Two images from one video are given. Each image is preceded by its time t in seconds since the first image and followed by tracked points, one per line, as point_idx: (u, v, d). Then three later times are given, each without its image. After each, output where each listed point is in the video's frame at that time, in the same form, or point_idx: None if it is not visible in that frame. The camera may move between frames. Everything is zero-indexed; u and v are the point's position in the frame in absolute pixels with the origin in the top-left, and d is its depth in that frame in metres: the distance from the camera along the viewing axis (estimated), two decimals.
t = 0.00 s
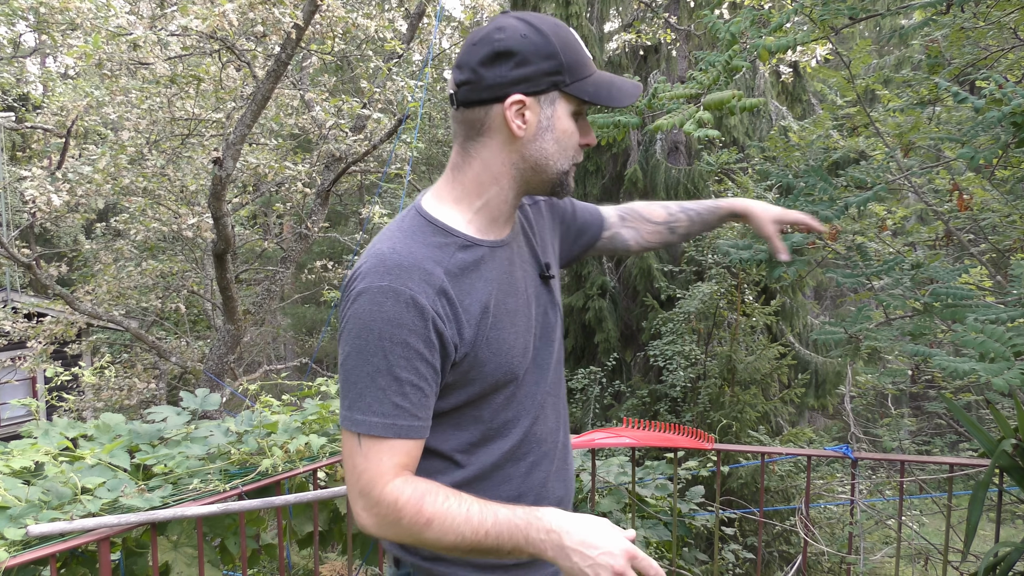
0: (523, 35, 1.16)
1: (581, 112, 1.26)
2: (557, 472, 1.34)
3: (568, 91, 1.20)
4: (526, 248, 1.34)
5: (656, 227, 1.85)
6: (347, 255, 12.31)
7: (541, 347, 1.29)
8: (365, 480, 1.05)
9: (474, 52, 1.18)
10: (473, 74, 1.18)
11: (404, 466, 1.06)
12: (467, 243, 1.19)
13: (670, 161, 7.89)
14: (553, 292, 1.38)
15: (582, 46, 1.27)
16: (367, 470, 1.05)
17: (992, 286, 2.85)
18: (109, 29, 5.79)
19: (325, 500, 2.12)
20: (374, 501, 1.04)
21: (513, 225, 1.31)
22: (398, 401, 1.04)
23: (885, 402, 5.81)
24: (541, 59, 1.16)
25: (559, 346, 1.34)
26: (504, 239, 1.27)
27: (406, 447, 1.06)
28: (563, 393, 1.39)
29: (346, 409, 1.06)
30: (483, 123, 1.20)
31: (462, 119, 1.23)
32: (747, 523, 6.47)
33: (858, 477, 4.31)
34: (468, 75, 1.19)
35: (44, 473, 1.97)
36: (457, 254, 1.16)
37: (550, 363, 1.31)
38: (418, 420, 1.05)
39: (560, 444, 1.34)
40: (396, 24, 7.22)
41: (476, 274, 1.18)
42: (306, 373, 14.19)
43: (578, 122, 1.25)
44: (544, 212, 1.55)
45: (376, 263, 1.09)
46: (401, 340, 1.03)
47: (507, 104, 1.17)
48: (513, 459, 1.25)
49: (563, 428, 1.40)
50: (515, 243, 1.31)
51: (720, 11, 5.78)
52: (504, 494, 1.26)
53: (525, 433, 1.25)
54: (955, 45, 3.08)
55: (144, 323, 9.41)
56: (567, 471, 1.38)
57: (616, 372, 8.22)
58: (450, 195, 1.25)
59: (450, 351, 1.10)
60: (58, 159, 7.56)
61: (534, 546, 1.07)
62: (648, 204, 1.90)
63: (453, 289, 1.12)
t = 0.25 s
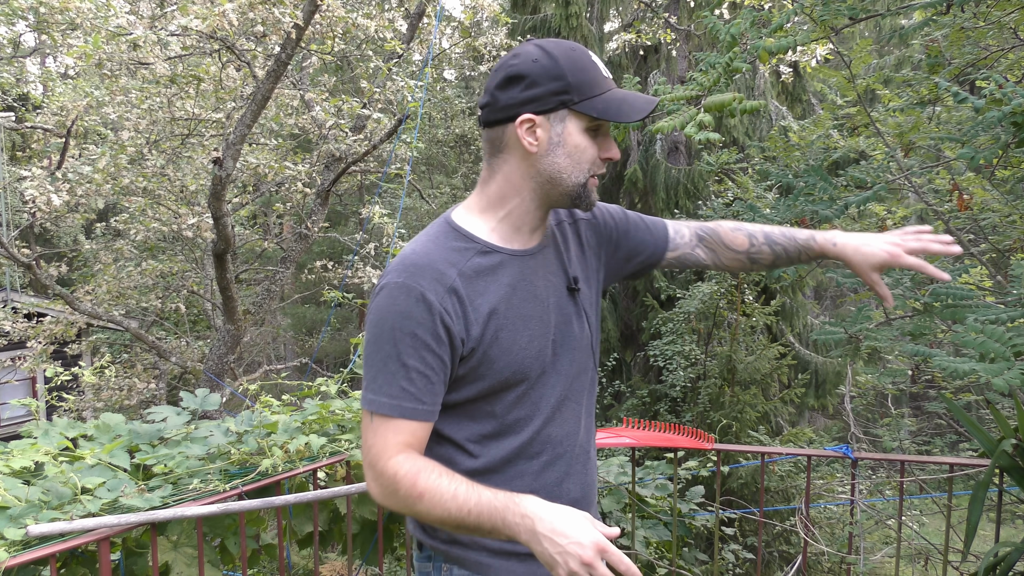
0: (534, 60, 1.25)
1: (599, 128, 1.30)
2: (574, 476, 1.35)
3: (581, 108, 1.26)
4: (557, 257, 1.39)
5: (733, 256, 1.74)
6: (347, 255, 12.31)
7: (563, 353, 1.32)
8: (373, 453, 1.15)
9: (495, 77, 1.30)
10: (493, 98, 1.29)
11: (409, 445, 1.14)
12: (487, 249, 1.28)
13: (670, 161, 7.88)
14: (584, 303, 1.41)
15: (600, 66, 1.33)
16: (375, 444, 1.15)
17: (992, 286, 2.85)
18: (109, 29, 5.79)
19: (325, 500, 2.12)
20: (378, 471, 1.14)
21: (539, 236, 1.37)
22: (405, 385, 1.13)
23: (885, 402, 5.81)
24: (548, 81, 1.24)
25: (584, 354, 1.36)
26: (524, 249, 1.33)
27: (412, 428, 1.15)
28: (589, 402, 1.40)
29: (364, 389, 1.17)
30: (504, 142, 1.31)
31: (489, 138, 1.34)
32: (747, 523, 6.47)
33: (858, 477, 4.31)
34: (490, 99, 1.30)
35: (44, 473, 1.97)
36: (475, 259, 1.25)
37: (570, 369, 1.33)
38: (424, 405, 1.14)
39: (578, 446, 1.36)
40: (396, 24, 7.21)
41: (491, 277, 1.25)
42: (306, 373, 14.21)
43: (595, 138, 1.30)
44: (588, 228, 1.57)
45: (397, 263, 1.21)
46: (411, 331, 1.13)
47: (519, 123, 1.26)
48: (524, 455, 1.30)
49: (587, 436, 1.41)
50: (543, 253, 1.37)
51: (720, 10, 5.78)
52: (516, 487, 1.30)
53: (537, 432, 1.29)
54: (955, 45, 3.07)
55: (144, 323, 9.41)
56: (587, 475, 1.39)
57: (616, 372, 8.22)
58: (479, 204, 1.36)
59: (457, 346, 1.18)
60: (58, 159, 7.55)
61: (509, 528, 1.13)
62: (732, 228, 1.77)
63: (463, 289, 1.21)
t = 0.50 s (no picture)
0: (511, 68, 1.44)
1: (554, 126, 1.38)
2: (567, 470, 1.43)
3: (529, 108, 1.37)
4: (578, 257, 1.48)
5: (772, 281, 1.76)
6: (347, 255, 12.32)
7: (568, 348, 1.41)
8: (382, 413, 1.27)
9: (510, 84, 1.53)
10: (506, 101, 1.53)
11: (412, 412, 1.26)
12: (505, 240, 1.40)
13: (670, 161, 7.88)
14: (600, 306, 1.49)
15: (558, 66, 1.36)
16: (383, 406, 1.27)
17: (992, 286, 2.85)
18: (109, 29, 5.79)
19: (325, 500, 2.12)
20: (383, 430, 1.26)
21: (564, 235, 1.47)
22: (412, 354, 1.26)
23: (885, 402, 5.81)
24: (508, 86, 1.42)
25: (591, 354, 1.44)
26: (544, 246, 1.43)
27: (416, 396, 1.27)
28: (596, 402, 1.47)
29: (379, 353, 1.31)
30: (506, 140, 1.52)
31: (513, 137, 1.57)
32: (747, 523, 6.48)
33: (858, 477, 4.31)
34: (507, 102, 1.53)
35: (44, 473, 1.97)
36: (491, 249, 1.38)
37: (573, 362, 1.42)
38: (427, 374, 1.26)
39: (577, 439, 1.44)
40: (395, 24, 7.20)
41: (502, 267, 1.37)
42: (306, 373, 14.21)
43: (547, 136, 1.38)
44: (625, 234, 1.63)
45: (420, 246, 1.36)
46: (422, 306, 1.27)
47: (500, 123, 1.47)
48: (521, 440, 1.39)
49: (591, 435, 1.47)
50: (563, 252, 1.46)
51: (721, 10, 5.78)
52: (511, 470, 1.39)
53: (535, 419, 1.39)
54: (955, 45, 3.07)
55: (144, 323, 9.42)
56: (584, 471, 1.46)
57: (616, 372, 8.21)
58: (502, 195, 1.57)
59: (464, 326, 1.30)
60: (58, 159, 7.55)
61: (490, 496, 1.16)
62: (771, 256, 1.81)
63: (474, 274, 1.34)
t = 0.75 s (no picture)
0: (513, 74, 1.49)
1: (544, 128, 1.41)
2: (563, 469, 1.42)
3: (519, 113, 1.41)
4: (590, 258, 1.48)
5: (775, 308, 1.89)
6: (347, 255, 12.32)
7: (568, 346, 1.41)
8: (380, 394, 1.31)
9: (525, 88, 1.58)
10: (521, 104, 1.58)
11: (408, 397, 1.29)
12: (515, 236, 1.42)
13: (670, 160, 7.88)
14: (610, 308, 1.48)
15: (540, 67, 1.38)
16: (382, 387, 1.30)
17: (992, 286, 2.85)
18: (109, 29, 5.79)
19: (325, 500, 2.12)
20: (379, 410, 1.29)
21: (576, 235, 1.48)
22: (411, 340, 1.29)
23: (885, 402, 5.82)
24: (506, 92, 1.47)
25: (595, 354, 1.44)
26: (553, 244, 1.44)
27: (413, 381, 1.29)
28: (599, 404, 1.46)
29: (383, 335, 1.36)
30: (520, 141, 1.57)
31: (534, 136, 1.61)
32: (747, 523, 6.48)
33: (858, 477, 4.31)
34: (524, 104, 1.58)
35: (44, 473, 1.97)
36: (500, 243, 1.40)
37: (574, 360, 1.41)
38: (423, 360, 1.28)
39: (576, 439, 1.43)
40: (395, 24, 7.21)
41: (508, 262, 1.39)
42: (306, 373, 14.21)
43: (537, 139, 1.41)
44: (645, 242, 1.64)
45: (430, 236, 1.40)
46: (423, 293, 1.30)
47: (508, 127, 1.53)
48: (518, 434, 1.40)
49: (593, 437, 1.46)
50: (574, 252, 1.46)
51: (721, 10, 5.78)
52: (505, 464, 1.39)
53: (532, 415, 1.39)
54: (955, 45, 3.07)
55: (144, 323, 9.42)
56: (582, 471, 1.45)
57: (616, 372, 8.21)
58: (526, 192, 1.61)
59: (464, 316, 1.33)
60: (58, 159, 7.55)
61: (455, 482, 1.15)
62: (772, 287, 1.95)
63: (478, 266, 1.36)
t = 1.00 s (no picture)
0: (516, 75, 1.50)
1: (548, 129, 1.41)
2: (570, 467, 1.42)
3: (522, 115, 1.42)
4: (598, 257, 1.48)
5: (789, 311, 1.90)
6: (347, 255, 12.33)
7: (574, 344, 1.41)
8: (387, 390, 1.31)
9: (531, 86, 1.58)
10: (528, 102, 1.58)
11: (415, 392, 1.30)
12: (523, 235, 1.42)
13: (670, 160, 7.88)
14: (617, 306, 1.48)
15: (543, 70, 1.38)
16: (391, 383, 1.31)
17: (992, 286, 2.85)
18: (109, 29, 5.79)
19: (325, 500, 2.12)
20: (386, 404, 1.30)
21: (582, 235, 1.48)
22: (418, 334, 1.29)
23: (885, 402, 5.82)
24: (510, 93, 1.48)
25: (603, 351, 1.44)
26: (560, 243, 1.44)
27: (421, 376, 1.30)
28: (605, 403, 1.46)
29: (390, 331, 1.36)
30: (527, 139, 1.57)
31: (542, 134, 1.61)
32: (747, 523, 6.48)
33: (858, 477, 4.31)
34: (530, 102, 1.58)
35: (43, 473, 1.97)
36: (508, 241, 1.41)
37: (582, 358, 1.41)
38: (431, 355, 1.29)
39: (583, 436, 1.43)
40: (395, 24, 7.21)
41: (515, 259, 1.40)
42: (306, 373, 14.22)
43: (542, 140, 1.42)
44: (652, 243, 1.64)
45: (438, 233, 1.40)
46: (431, 289, 1.31)
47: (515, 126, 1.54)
48: (525, 432, 1.39)
49: (600, 435, 1.46)
50: (581, 250, 1.46)
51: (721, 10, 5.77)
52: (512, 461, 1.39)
53: (539, 411, 1.39)
54: (955, 45, 3.07)
55: (144, 323, 9.42)
56: (589, 469, 1.44)
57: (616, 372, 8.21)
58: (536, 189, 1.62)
59: (471, 312, 1.33)
60: (58, 159, 7.54)
61: (465, 475, 1.15)
62: (782, 290, 1.97)
63: (485, 263, 1.36)
